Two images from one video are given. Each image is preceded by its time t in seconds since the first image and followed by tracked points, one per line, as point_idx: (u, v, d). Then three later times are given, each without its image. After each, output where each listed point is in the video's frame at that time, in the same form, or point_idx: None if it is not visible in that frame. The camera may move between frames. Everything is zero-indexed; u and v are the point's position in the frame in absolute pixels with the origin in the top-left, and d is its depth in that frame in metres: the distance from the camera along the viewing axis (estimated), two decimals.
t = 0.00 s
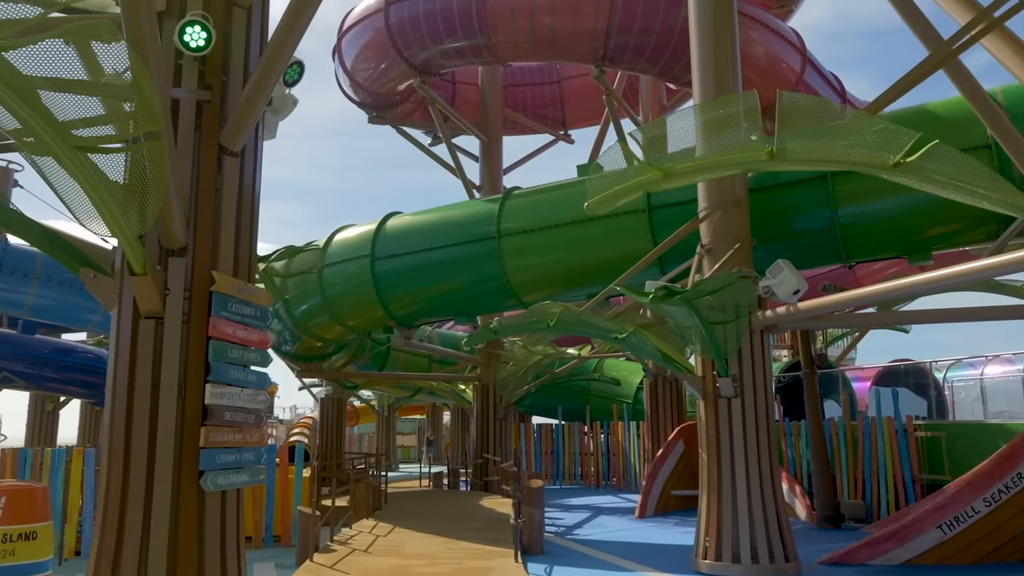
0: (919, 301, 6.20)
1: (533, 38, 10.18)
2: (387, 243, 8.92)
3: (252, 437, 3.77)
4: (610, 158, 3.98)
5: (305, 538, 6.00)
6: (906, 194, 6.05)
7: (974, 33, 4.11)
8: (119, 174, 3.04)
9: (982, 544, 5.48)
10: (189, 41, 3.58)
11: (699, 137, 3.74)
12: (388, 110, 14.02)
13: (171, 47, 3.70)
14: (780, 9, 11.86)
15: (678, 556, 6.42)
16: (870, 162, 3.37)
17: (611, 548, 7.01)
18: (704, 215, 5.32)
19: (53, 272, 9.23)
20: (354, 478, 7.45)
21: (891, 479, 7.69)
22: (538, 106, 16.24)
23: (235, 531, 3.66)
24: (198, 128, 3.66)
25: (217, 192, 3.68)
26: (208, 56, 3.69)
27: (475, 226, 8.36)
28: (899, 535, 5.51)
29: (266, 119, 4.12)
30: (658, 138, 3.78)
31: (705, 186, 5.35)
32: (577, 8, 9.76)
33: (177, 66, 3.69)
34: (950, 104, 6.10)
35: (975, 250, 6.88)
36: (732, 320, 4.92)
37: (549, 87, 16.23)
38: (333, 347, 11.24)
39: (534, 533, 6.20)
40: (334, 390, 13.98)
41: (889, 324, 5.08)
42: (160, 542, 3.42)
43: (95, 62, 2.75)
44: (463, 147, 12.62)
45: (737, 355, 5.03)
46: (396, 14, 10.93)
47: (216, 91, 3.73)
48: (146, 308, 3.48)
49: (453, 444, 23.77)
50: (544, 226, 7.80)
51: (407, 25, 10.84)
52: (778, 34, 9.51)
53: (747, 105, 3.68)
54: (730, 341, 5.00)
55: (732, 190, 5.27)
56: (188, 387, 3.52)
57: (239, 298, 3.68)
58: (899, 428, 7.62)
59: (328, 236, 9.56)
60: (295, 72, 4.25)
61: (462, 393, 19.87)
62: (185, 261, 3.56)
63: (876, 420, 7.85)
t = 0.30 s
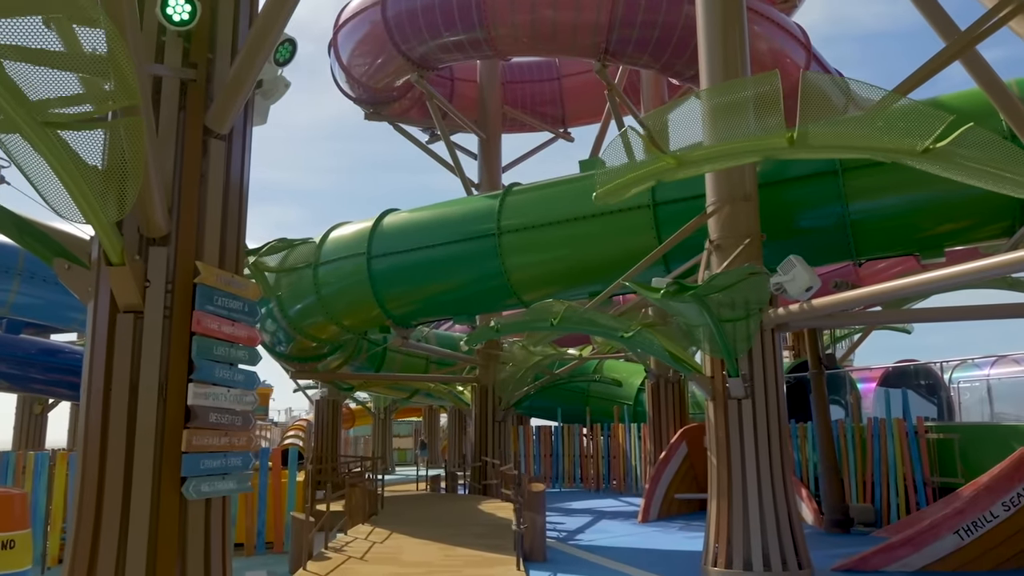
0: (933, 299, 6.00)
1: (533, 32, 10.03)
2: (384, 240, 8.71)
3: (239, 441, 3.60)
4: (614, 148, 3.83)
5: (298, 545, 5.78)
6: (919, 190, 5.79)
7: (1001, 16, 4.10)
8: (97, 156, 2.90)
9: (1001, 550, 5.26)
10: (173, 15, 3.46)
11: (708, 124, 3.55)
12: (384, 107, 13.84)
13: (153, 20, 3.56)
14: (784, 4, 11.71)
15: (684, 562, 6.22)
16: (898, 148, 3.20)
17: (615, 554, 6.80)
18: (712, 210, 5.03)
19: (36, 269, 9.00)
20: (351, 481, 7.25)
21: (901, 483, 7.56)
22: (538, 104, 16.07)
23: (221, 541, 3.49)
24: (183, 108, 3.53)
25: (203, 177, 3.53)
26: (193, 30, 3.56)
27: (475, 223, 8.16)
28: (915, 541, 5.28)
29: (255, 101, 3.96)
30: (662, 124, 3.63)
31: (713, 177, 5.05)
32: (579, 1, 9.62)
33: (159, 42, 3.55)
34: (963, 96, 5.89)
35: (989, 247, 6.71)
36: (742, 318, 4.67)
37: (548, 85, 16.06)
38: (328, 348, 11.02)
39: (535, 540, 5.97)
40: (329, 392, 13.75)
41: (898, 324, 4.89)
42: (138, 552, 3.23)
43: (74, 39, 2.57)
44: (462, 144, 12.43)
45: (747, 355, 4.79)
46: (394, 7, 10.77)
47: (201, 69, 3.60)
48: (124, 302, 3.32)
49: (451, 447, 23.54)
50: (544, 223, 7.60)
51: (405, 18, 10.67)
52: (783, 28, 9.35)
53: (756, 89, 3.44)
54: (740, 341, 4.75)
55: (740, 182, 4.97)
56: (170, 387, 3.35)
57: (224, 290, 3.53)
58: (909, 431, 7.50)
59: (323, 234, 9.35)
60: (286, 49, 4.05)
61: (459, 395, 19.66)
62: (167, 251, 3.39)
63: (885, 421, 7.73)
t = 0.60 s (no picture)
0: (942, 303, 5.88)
1: (532, 33, 9.94)
2: (381, 242, 8.59)
3: (227, 448, 3.53)
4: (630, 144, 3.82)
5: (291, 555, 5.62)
6: (927, 191, 5.65)
7: None
8: (78, 144, 2.82)
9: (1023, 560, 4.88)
10: None
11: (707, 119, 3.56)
12: (381, 111, 13.72)
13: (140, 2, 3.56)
14: (783, 7, 11.67)
15: (688, 571, 6.08)
16: (925, 139, 3.13)
17: (617, 563, 6.67)
18: (716, 209, 4.91)
19: (22, 270, 8.87)
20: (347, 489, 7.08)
21: (908, 489, 7.44)
22: (535, 108, 15.97)
23: (209, 552, 3.41)
24: (171, 93, 3.52)
25: (190, 166, 3.51)
26: (180, 13, 3.57)
27: (473, 225, 8.03)
28: (928, 550, 5.04)
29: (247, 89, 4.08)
30: (673, 113, 3.61)
31: (718, 176, 4.93)
32: (578, 2, 9.53)
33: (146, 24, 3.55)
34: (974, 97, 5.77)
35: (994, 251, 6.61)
36: (751, 321, 4.52)
37: (546, 89, 15.98)
38: (324, 352, 10.88)
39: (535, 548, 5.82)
40: (325, 397, 13.63)
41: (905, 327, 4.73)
42: (118, 564, 3.14)
43: (54, 18, 2.53)
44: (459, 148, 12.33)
45: (755, 358, 4.65)
46: (391, 8, 10.66)
47: (190, 52, 3.60)
48: (106, 299, 3.30)
49: (448, 453, 23.37)
50: (543, 226, 7.49)
51: (402, 19, 10.56)
52: (783, 31, 9.29)
53: (762, 79, 3.42)
54: (746, 343, 4.61)
55: (746, 182, 4.85)
56: (153, 390, 3.27)
57: (212, 285, 3.49)
58: (915, 436, 7.41)
59: (318, 237, 9.23)
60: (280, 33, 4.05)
61: (456, 401, 19.48)
62: (152, 243, 3.36)
63: (890, 427, 7.65)
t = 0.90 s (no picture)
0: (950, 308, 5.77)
1: (532, 37, 9.89)
2: (380, 247, 8.48)
3: (217, 456, 3.48)
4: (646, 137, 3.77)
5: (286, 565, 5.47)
6: (936, 195, 5.55)
7: None
8: (60, 130, 2.70)
9: None
10: None
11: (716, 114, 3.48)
12: (379, 116, 13.61)
13: None
14: (783, 14, 11.66)
15: None
16: (957, 132, 3.11)
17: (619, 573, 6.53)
18: (724, 211, 4.82)
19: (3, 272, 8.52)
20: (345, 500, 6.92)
21: (914, 497, 7.34)
22: (533, 116, 15.92)
23: (195, 565, 3.34)
24: (158, 76, 3.51)
25: (178, 155, 3.50)
26: None
27: (473, 230, 7.92)
28: (942, 561, 4.85)
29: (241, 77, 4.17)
30: (689, 107, 3.51)
31: (725, 178, 4.85)
32: (578, 6, 9.48)
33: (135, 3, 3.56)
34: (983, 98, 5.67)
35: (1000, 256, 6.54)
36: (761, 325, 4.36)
37: (544, 96, 15.94)
38: (320, 359, 10.75)
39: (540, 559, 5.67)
40: (322, 405, 13.52)
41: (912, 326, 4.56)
42: None
43: None
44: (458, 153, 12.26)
45: (765, 363, 4.53)
46: (390, 13, 10.56)
47: (180, 33, 3.59)
48: (87, 296, 3.25)
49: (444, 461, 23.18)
50: (544, 230, 7.38)
51: (401, 24, 10.50)
52: (784, 36, 9.23)
53: (770, 70, 3.37)
54: (756, 350, 4.48)
55: (753, 184, 4.76)
56: (137, 394, 3.22)
57: (203, 282, 3.45)
58: (922, 443, 7.36)
59: (316, 242, 9.12)
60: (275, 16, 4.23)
61: (454, 409, 19.32)
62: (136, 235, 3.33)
63: (895, 434, 7.56)
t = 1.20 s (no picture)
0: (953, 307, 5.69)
1: (528, 35, 9.78)
2: (374, 246, 8.34)
3: (200, 458, 3.34)
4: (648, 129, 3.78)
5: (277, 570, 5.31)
6: (941, 191, 5.45)
7: None
8: (30, 105, 2.64)
9: None
10: None
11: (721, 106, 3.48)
12: (373, 115, 13.47)
13: None
14: (779, 14, 11.61)
15: None
16: (985, 114, 3.01)
17: None
18: (728, 207, 4.72)
19: None
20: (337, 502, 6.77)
21: (916, 499, 7.24)
22: (528, 116, 15.83)
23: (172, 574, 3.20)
24: (140, 48, 3.40)
25: (161, 131, 3.37)
26: None
27: (469, 228, 7.79)
28: (951, 564, 4.70)
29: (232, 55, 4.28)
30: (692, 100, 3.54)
31: (729, 173, 4.74)
32: (576, 4, 9.37)
33: None
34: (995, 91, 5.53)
35: (1001, 256, 6.47)
36: (770, 321, 4.26)
37: (539, 97, 15.85)
38: (314, 360, 10.57)
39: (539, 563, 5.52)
40: (315, 406, 13.45)
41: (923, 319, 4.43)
42: None
43: None
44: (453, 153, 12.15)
45: (772, 362, 4.43)
46: (385, 10, 10.44)
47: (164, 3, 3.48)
48: (59, 282, 3.12)
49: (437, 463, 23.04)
50: (542, 228, 7.27)
51: (397, 21, 10.38)
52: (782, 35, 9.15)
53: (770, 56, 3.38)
54: (763, 348, 4.38)
55: (758, 179, 4.67)
56: (113, 389, 3.08)
57: (186, 269, 3.32)
58: (924, 445, 7.25)
59: (309, 241, 8.97)
60: None
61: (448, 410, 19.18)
62: (114, 217, 3.19)
63: (897, 435, 7.46)
